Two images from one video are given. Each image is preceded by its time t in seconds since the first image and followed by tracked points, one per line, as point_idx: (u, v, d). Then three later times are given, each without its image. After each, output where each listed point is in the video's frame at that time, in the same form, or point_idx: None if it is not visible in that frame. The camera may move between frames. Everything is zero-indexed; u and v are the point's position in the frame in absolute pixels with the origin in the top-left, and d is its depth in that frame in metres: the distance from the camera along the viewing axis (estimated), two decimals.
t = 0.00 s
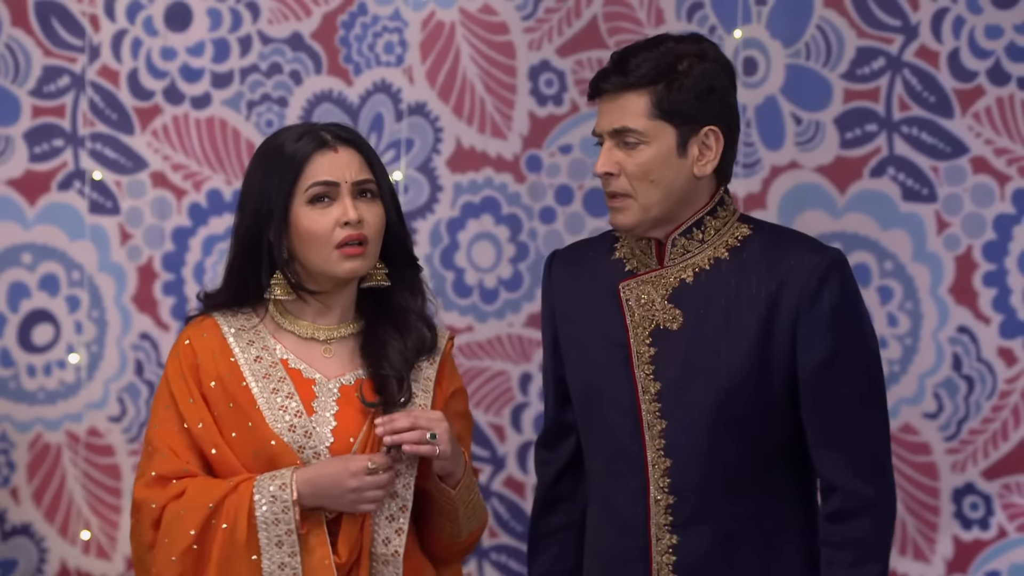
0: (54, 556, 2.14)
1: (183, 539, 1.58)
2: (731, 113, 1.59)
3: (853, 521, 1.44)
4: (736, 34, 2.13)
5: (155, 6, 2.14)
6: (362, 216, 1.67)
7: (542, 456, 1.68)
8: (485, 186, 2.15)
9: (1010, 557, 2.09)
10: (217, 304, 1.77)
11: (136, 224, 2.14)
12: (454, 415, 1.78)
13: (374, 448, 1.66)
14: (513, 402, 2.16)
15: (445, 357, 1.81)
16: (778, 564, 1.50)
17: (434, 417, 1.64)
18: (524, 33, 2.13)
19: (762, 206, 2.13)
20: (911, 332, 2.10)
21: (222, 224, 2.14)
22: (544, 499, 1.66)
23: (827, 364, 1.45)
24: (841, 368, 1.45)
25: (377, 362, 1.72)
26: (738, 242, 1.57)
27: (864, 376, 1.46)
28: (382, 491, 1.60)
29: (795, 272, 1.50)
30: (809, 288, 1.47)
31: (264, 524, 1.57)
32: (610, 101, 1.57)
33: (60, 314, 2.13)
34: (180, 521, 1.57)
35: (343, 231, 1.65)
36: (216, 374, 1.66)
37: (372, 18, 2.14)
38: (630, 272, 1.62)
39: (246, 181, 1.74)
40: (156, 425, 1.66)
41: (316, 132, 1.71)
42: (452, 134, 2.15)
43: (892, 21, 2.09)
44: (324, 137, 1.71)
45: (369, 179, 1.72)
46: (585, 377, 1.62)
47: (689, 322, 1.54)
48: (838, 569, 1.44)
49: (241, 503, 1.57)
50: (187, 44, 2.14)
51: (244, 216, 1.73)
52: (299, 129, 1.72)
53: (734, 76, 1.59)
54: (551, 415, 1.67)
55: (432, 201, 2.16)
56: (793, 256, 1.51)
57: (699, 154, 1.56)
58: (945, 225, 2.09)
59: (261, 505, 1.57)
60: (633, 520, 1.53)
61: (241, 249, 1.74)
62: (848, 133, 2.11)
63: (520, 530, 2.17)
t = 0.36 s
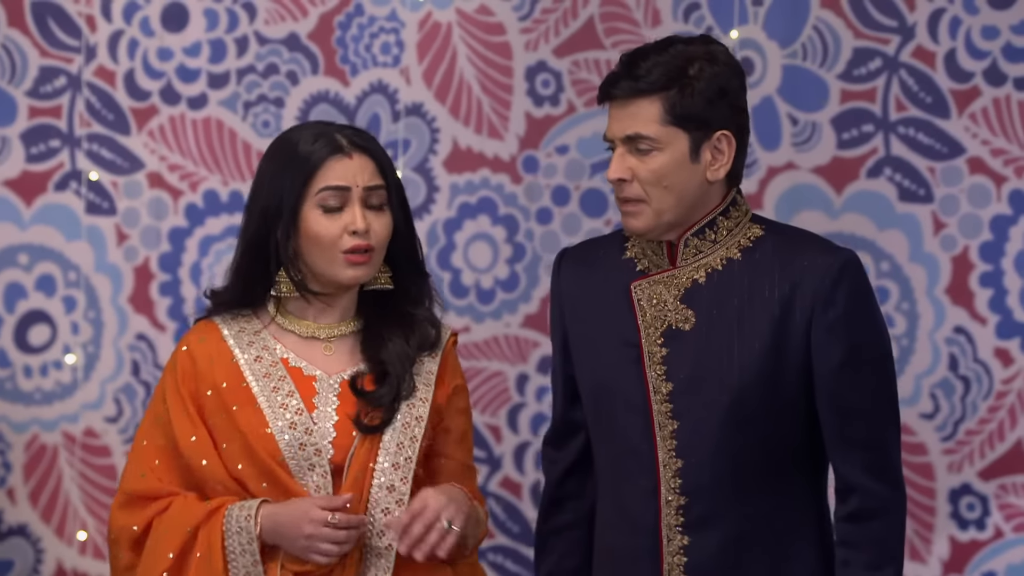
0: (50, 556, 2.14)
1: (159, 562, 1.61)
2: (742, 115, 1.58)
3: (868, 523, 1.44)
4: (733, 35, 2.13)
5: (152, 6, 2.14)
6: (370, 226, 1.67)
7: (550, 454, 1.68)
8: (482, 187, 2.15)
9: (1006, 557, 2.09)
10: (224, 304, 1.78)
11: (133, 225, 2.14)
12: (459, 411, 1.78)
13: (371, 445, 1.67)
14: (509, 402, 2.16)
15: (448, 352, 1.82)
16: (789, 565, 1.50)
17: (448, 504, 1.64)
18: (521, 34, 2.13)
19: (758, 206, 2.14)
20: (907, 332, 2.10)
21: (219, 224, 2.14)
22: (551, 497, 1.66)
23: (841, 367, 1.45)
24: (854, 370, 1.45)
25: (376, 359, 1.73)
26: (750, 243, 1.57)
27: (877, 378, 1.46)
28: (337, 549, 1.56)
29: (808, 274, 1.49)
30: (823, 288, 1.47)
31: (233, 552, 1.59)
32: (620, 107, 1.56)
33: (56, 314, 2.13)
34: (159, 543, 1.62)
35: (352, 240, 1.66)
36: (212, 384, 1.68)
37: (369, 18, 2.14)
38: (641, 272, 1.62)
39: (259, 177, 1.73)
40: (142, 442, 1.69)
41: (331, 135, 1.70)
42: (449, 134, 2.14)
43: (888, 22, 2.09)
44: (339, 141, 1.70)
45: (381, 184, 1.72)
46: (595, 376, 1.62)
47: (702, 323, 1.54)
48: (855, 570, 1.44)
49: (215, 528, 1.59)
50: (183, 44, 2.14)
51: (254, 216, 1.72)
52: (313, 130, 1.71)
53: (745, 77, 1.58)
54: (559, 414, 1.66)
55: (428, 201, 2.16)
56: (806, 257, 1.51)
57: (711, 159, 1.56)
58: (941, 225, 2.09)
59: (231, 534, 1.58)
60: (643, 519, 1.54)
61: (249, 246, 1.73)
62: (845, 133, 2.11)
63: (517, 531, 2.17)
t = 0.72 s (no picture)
0: (40, 556, 2.14)
1: (179, 566, 1.63)
2: (744, 117, 1.58)
3: (868, 529, 1.44)
4: (724, 35, 2.13)
5: (143, 6, 2.14)
6: (373, 226, 1.68)
7: (551, 457, 1.67)
8: (473, 187, 2.15)
9: (996, 557, 2.09)
10: (238, 312, 1.80)
11: (123, 225, 2.14)
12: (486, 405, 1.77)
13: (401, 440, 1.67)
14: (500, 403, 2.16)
15: (473, 349, 1.81)
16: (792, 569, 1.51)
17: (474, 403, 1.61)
18: (512, 34, 2.13)
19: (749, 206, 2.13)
20: (898, 332, 2.11)
21: (210, 224, 2.14)
22: (551, 499, 1.66)
23: (845, 372, 1.45)
24: (858, 375, 1.46)
25: (404, 354, 1.73)
26: (752, 247, 1.56)
27: (879, 383, 1.47)
28: (355, 549, 1.55)
29: (813, 279, 1.50)
30: (828, 294, 1.47)
31: (247, 556, 1.60)
32: (622, 110, 1.56)
33: (47, 314, 2.13)
34: (178, 548, 1.63)
35: (353, 240, 1.66)
36: (241, 386, 1.68)
37: (360, 18, 2.14)
38: (644, 276, 1.62)
39: (264, 184, 1.76)
40: (163, 448, 1.71)
41: (334, 135, 1.71)
42: (440, 134, 2.14)
43: (879, 22, 2.10)
44: (341, 141, 1.71)
45: (382, 182, 1.72)
46: (597, 382, 1.61)
47: (706, 329, 1.54)
48: None
49: (232, 534, 1.61)
50: (174, 44, 2.14)
51: (261, 220, 1.75)
52: (316, 131, 1.72)
53: (747, 78, 1.58)
54: (559, 416, 1.66)
55: (419, 201, 2.16)
56: (810, 262, 1.51)
57: (714, 162, 1.56)
58: (932, 225, 2.10)
59: (247, 539, 1.59)
60: (648, 524, 1.54)
61: (256, 253, 1.76)
62: (836, 133, 2.11)
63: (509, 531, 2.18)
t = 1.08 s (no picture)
0: (29, 560, 2.14)
1: (182, 563, 1.63)
2: (737, 121, 1.59)
3: (860, 535, 1.44)
4: (714, 39, 2.13)
5: (132, 9, 2.14)
6: (402, 224, 1.68)
7: (545, 460, 1.68)
8: (463, 190, 2.15)
9: (985, 560, 2.09)
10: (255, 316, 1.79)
11: (113, 228, 2.14)
12: (482, 415, 1.75)
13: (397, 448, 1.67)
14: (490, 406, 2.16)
15: (478, 361, 1.80)
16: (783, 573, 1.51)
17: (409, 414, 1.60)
18: (502, 37, 2.13)
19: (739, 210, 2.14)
20: (888, 336, 2.11)
21: (199, 228, 2.14)
22: (545, 501, 1.66)
23: (837, 378, 1.45)
24: (851, 381, 1.46)
25: (409, 362, 1.73)
26: (745, 251, 1.57)
27: (871, 389, 1.47)
28: (355, 551, 1.56)
29: (805, 284, 1.50)
30: (820, 299, 1.48)
31: (249, 553, 1.59)
32: (615, 113, 1.55)
33: (36, 318, 2.13)
34: (182, 545, 1.63)
35: (383, 238, 1.66)
36: (244, 384, 1.67)
37: (349, 21, 2.14)
38: (636, 280, 1.62)
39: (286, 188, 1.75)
40: (165, 443, 1.71)
41: (358, 137, 1.72)
42: (429, 138, 2.14)
43: (869, 25, 2.10)
44: (367, 142, 1.71)
45: (409, 183, 1.73)
46: (591, 385, 1.61)
47: (698, 333, 1.54)
48: None
49: (235, 531, 1.60)
50: (164, 47, 2.14)
51: (287, 225, 1.73)
52: (340, 134, 1.73)
53: (740, 83, 1.59)
54: (554, 417, 1.67)
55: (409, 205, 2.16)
56: (802, 267, 1.51)
57: (706, 166, 1.56)
58: (921, 229, 2.10)
59: (250, 535, 1.59)
60: (639, 529, 1.53)
61: (282, 257, 1.74)
62: (825, 137, 2.11)
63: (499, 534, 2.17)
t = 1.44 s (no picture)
0: (23, 561, 2.14)
1: (175, 566, 1.62)
2: (730, 124, 1.59)
3: (852, 533, 1.44)
4: (708, 39, 2.13)
5: (126, 9, 2.14)
6: (376, 227, 1.68)
7: (536, 458, 1.69)
8: (457, 191, 2.15)
9: (979, 561, 2.09)
10: (238, 318, 1.79)
11: (107, 229, 2.14)
12: (478, 417, 1.78)
13: (394, 453, 1.67)
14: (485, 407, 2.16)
15: (471, 361, 1.83)
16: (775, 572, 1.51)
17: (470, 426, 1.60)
18: (496, 38, 2.13)
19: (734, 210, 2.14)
20: (882, 336, 2.11)
21: (194, 228, 2.14)
22: (538, 500, 1.67)
23: (829, 376, 1.45)
24: (843, 378, 1.46)
25: (405, 365, 1.74)
26: (737, 250, 1.57)
27: (863, 387, 1.47)
28: (349, 552, 1.55)
29: (797, 282, 1.50)
30: (812, 297, 1.48)
31: (245, 555, 1.59)
32: (608, 113, 1.56)
33: (30, 319, 2.13)
34: (176, 548, 1.62)
35: (356, 240, 1.66)
36: (235, 389, 1.67)
37: (344, 22, 2.14)
38: (628, 280, 1.62)
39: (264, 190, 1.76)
40: (156, 447, 1.70)
41: (335, 138, 1.71)
42: (424, 138, 2.14)
43: (863, 26, 2.10)
44: (344, 143, 1.71)
45: (385, 185, 1.73)
46: (584, 384, 1.61)
47: (690, 332, 1.54)
48: None
49: (230, 534, 1.60)
50: (158, 48, 2.14)
51: (265, 226, 1.73)
52: (317, 135, 1.72)
53: (734, 85, 1.58)
54: (546, 418, 1.67)
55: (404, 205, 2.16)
56: (794, 265, 1.51)
57: (697, 167, 1.55)
58: (915, 229, 2.10)
59: (245, 538, 1.59)
60: (633, 528, 1.53)
61: (261, 258, 1.74)
62: (819, 137, 2.11)
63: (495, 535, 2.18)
